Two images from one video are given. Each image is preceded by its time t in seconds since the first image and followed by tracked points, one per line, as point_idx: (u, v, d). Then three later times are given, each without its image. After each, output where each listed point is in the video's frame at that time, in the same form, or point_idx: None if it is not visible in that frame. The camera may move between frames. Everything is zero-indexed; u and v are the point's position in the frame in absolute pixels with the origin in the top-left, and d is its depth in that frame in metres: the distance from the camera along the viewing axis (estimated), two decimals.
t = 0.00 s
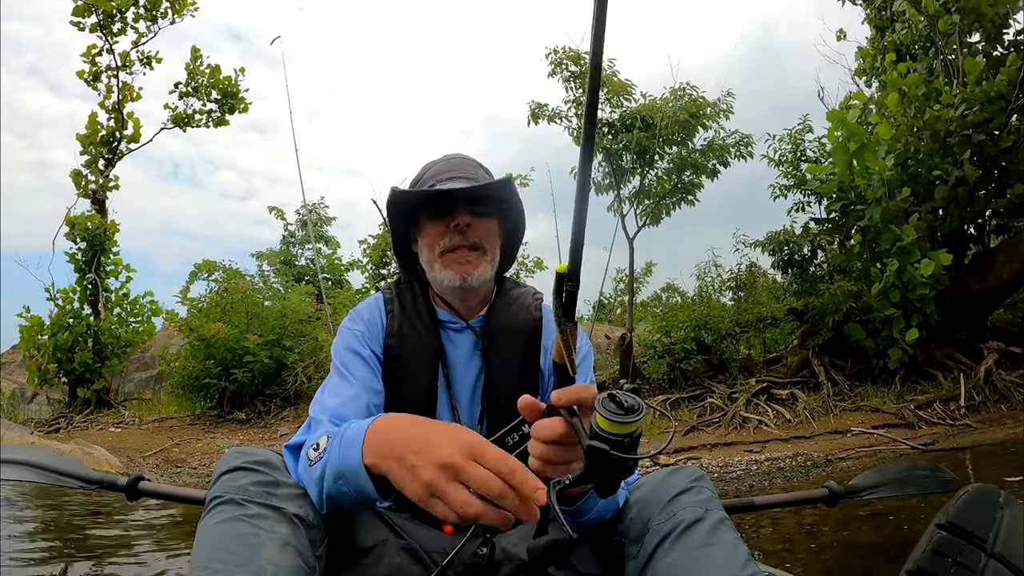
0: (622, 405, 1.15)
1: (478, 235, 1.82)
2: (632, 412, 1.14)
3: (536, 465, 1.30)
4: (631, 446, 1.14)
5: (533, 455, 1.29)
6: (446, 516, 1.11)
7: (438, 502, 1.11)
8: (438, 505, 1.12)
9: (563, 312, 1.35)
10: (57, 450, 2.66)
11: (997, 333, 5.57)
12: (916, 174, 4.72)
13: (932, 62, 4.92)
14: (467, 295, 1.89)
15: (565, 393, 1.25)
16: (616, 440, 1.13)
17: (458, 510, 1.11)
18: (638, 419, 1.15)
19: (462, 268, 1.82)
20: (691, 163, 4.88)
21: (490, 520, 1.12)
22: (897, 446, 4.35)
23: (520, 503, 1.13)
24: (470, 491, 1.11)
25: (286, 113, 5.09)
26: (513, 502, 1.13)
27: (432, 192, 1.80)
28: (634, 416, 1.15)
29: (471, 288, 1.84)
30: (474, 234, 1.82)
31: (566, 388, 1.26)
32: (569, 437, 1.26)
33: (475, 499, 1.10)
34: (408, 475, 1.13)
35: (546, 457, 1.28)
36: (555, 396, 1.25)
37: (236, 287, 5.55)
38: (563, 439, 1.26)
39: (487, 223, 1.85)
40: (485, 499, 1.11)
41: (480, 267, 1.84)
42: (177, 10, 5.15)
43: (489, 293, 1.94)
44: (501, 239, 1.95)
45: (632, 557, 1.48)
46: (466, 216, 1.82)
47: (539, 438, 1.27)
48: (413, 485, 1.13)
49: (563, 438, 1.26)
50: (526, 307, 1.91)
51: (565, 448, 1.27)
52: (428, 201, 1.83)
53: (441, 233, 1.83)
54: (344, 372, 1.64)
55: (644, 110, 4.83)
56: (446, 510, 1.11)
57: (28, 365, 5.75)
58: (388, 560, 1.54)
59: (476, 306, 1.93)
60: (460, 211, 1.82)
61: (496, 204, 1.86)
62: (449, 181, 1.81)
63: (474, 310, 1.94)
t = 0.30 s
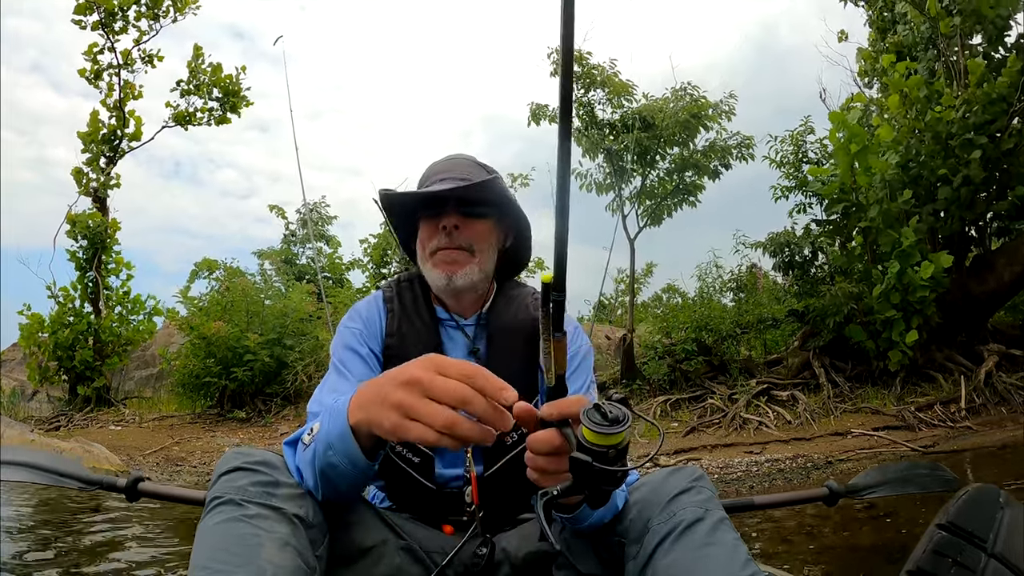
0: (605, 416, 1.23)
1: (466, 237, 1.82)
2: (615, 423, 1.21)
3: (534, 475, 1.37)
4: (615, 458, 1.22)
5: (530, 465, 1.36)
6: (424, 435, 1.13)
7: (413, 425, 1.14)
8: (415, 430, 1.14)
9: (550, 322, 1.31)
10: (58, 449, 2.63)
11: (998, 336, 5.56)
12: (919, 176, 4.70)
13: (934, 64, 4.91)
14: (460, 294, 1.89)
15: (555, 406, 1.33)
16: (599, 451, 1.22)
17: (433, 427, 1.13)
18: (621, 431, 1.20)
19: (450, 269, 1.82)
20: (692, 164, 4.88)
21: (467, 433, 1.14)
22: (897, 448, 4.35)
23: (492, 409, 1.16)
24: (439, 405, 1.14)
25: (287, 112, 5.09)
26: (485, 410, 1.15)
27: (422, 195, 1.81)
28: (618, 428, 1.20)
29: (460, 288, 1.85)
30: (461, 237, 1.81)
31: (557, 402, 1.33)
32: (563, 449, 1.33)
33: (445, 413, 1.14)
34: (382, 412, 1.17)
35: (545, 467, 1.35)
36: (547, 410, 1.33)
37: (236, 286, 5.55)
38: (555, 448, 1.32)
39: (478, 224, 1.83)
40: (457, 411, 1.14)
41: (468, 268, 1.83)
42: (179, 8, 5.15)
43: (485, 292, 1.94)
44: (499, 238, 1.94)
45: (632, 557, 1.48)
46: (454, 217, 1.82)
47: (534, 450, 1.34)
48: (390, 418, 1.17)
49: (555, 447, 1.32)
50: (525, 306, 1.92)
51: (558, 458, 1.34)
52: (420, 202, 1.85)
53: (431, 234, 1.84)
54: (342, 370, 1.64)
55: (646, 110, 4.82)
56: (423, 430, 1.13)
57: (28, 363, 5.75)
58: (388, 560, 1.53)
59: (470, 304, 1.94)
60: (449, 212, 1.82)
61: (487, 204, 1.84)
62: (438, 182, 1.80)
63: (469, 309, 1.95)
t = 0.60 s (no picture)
0: (609, 418, 1.22)
1: (479, 238, 1.84)
2: (617, 426, 1.21)
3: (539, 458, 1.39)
4: (609, 459, 1.21)
5: (538, 447, 1.39)
6: (315, 355, 1.17)
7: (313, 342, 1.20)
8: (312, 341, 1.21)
9: (583, 313, 1.35)
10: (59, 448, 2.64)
11: (998, 339, 5.55)
12: (920, 180, 4.75)
13: (936, 67, 4.91)
14: (469, 294, 1.90)
15: (572, 396, 1.34)
16: (593, 449, 1.22)
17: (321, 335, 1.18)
18: (616, 434, 1.19)
19: (461, 269, 1.83)
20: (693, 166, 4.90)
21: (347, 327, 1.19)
22: (897, 451, 4.35)
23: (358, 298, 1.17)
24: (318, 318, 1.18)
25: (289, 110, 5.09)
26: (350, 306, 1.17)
27: (438, 194, 1.82)
28: (615, 430, 1.20)
29: (472, 288, 1.86)
30: (475, 238, 1.83)
31: (572, 393, 1.34)
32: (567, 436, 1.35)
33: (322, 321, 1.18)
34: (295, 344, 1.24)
35: (551, 452, 1.37)
36: (561, 398, 1.34)
37: (237, 286, 5.64)
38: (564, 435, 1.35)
39: (491, 227, 1.86)
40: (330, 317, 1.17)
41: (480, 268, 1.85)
42: (182, 7, 5.15)
43: (493, 293, 1.94)
44: (507, 240, 1.97)
45: (633, 557, 1.49)
46: (469, 218, 1.84)
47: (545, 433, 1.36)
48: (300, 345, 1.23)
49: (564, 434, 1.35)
50: (529, 306, 1.91)
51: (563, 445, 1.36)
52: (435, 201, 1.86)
53: (445, 233, 1.86)
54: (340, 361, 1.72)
55: (648, 112, 4.83)
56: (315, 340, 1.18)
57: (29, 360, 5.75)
58: (387, 560, 1.52)
59: (477, 304, 1.94)
60: (463, 213, 1.84)
61: (500, 207, 1.87)
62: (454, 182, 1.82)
63: (474, 305, 1.95)
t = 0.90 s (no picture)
0: (622, 429, 1.24)
1: (497, 242, 1.84)
2: (629, 440, 1.23)
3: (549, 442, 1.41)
4: (615, 468, 1.25)
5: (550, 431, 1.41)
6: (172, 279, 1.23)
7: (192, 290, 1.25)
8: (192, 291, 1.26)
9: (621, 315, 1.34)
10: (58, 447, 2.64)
11: (997, 339, 5.55)
12: (920, 180, 4.73)
13: (936, 66, 4.91)
14: (476, 294, 1.90)
15: (592, 393, 1.33)
16: (603, 456, 1.25)
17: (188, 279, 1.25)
18: (630, 447, 1.22)
19: (475, 269, 1.83)
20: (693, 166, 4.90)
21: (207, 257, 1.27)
22: (897, 451, 4.35)
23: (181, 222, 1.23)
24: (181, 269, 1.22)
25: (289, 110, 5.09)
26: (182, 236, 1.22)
27: (460, 193, 1.84)
28: (629, 444, 1.22)
29: (483, 290, 1.86)
30: (494, 240, 1.84)
31: (593, 390, 1.33)
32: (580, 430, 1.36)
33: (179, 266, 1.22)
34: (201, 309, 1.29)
35: (560, 439, 1.39)
36: (582, 393, 1.34)
37: (237, 286, 5.62)
38: (577, 427, 1.37)
39: (509, 232, 1.87)
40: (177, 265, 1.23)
41: (494, 271, 1.85)
42: (181, 6, 5.15)
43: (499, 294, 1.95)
44: (520, 246, 1.98)
45: (633, 557, 1.49)
46: (490, 221, 1.85)
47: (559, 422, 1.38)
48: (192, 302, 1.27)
49: (578, 426, 1.37)
50: (532, 307, 1.90)
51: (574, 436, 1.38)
52: (455, 200, 1.87)
53: (463, 232, 1.85)
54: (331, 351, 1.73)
55: (648, 112, 4.82)
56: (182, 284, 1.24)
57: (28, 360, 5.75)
58: (388, 560, 1.53)
59: (483, 304, 1.94)
60: (484, 215, 1.85)
61: (518, 214, 1.89)
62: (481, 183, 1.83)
63: (478, 304, 1.94)
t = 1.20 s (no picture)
0: (618, 396, 1.25)
1: (487, 240, 1.85)
2: (625, 406, 1.23)
3: (547, 430, 1.41)
4: (612, 436, 1.24)
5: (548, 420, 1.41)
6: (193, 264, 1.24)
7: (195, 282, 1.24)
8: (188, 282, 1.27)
9: (614, 296, 1.36)
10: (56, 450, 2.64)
11: (996, 334, 5.56)
12: (917, 175, 4.73)
13: (932, 62, 4.91)
14: (472, 295, 1.89)
15: (588, 374, 1.34)
16: (599, 424, 1.24)
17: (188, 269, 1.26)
18: (628, 413, 1.22)
19: (467, 270, 1.83)
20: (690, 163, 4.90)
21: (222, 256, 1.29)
22: (897, 446, 4.35)
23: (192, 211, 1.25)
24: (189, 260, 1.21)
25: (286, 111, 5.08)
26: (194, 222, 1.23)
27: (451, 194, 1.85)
28: (627, 410, 1.22)
29: (476, 290, 1.86)
30: (484, 240, 1.84)
31: (588, 370, 1.34)
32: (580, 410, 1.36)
33: (188, 253, 1.21)
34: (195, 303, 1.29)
35: (558, 425, 1.39)
36: (577, 375, 1.35)
37: (235, 288, 5.62)
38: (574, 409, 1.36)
39: (501, 231, 1.87)
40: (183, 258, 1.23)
41: (486, 271, 1.85)
42: (176, 9, 5.15)
43: (497, 295, 1.94)
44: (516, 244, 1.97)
45: (633, 557, 1.48)
46: (479, 220, 1.85)
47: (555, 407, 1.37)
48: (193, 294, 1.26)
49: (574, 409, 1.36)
50: (530, 307, 1.90)
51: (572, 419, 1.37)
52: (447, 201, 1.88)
53: (453, 232, 1.86)
54: (327, 353, 1.72)
55: (645, 110, 4.82)
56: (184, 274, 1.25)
57: (28, 364, 5.74)
58: (388, 561, 1.53)
59: (481, 304, 1.93)
60: (474, 214, 1.86)
61: (511, 212, 1.88)
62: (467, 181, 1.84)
63: (476, 305, 1.93)
